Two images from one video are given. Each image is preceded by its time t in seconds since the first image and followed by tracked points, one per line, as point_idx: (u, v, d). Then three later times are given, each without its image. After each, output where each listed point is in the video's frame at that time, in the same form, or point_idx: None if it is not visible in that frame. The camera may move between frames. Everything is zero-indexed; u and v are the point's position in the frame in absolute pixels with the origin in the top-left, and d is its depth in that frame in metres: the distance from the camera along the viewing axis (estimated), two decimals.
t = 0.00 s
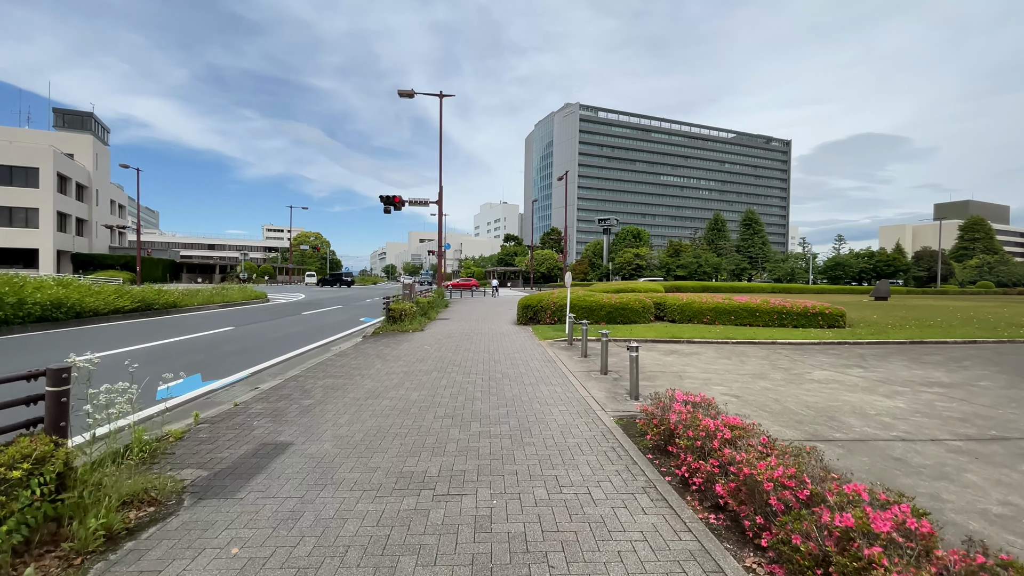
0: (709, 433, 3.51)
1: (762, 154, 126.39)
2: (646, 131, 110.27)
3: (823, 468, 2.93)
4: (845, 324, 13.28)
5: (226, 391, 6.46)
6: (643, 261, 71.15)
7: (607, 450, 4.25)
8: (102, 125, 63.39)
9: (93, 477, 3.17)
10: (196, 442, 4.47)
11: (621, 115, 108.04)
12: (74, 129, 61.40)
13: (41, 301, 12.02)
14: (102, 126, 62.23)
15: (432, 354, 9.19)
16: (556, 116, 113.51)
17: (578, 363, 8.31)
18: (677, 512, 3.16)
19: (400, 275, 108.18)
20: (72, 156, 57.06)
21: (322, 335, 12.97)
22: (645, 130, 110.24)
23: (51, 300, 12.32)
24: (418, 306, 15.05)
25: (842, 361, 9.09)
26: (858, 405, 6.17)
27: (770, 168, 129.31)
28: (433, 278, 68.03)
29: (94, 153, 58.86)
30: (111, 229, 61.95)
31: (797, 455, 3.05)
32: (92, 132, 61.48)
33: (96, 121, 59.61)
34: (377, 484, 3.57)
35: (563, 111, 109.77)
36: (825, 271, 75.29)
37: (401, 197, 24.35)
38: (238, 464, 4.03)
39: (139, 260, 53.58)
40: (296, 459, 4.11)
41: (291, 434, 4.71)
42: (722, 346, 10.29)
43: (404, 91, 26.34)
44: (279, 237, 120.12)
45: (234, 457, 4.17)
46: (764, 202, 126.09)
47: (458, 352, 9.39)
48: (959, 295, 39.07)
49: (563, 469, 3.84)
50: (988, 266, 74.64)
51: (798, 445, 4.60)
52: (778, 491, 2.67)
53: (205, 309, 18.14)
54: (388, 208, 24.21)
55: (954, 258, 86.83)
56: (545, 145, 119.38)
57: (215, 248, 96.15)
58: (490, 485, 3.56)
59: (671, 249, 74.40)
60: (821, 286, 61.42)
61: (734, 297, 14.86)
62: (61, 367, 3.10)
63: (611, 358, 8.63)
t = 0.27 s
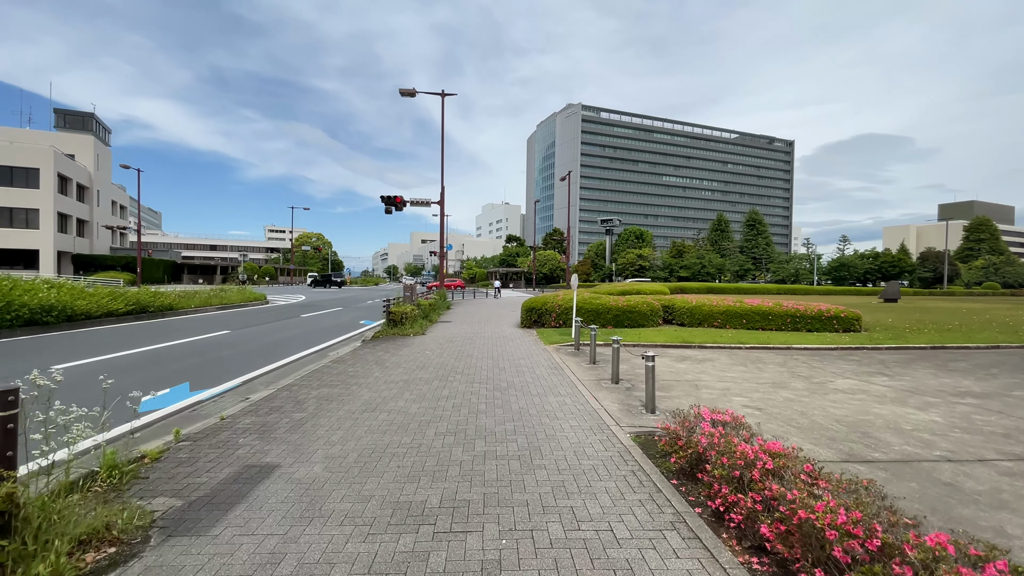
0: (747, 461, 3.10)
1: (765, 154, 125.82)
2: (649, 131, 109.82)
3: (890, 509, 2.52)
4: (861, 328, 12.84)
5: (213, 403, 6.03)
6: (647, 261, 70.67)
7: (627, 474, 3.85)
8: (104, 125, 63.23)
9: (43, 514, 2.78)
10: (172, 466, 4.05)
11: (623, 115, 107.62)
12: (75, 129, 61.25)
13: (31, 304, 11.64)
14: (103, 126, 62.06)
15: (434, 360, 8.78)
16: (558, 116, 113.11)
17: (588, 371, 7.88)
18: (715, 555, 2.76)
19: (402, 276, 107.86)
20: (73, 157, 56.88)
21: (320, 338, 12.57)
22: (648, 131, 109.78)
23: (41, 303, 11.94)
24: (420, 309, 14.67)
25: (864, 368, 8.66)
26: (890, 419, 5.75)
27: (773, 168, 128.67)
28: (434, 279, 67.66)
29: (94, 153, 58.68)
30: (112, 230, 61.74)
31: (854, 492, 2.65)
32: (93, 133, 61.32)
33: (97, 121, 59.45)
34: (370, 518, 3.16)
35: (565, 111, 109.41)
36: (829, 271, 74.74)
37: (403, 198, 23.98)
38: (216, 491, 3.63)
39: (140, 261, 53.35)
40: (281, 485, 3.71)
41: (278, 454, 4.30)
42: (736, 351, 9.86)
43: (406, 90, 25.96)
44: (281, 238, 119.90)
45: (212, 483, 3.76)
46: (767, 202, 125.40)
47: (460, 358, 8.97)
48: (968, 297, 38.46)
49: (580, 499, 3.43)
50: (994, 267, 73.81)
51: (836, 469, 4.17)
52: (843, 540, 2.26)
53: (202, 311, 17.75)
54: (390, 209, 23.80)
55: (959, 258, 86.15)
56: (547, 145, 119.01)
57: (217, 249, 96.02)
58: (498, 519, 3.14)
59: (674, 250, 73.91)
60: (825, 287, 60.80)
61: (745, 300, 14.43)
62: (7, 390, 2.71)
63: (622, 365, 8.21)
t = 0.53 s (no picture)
0: (799, 485, 2.69)
1: (767, 154, 125.32)
2: (651, 131, 109.43)
3: (983, 552, 2.11)
4: (877, 329, 12.38)
5: (198, 410, 5.62)
6: (649, 262, 70.19)
7: (653, 495, 3.43)
8: (104, 125, 63.08)
9: None
10: (145, 484, 3.65)
11: (625, 115, 107.23)
12: (75, 129, 61.10)
13: (18, 304, 11.23)
14: (103, 126, 61.86)
15: (435, 362, 8.35)
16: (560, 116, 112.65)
17: (598, 375, 7.45)
18: None
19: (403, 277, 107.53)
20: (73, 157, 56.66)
21: (318, 339, 12.17)
22: (650, 131, 109.38)
23: (30, 303, 11.53)
24: (420, 309, 14.26)
25: (888, 372, 8.23)
26: (928, 428, 5.35)
27: (775, 168, 128.15)
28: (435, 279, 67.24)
29: (94, 154, 58.47)
30: (113, 230, 61.53)
31: (937, 530, 2.23)
32: (93, 133, 61.12)
33: (97, 121, 59.24)
34: (360, 550, 2.74)
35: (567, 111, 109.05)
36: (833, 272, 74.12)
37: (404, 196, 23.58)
38: (190, 514, 3.22)
39: (140, 261, 53.09)
40: (264, 508, 3.28)
41: (264, 469, 3.89)
42: (751, 354, 9.44)
43: (407, 87, 25.57)
44: (282, 238, 119.58)
45: (188, 504, 3.34)
46: (769, 202, 124.84)
47: (463, 360, 8.55)
48: (975, 297, 37.94)
49: (603, 526, 3.01)
50: (998, 267, 73.12)
51: (884, 488, 3.75)
52: None
53: (199, 311, 17.36)
54: (390, 208, 23.42)
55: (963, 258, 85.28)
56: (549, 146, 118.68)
57: (218, 249, 95.85)
58: (509, 552, 2.71)
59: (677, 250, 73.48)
60: (829, 287, 60.28)
61: (756, 300, 13.98)
62: None
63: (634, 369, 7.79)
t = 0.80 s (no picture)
0: (863, 529, 2.28)
1: (769, 154, 124.80)
2: (653, 131, 108.98)
3: None
4: (894, 333, 11.93)
5: (180, 423, 5.22)
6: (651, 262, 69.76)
7: (680, 530, 3.01)
8: (104, 125, 62.87)
9: None
10: (108, 514, 3.25)
11: (627, 115, 106.85)
12: (75, 129, 60.91)
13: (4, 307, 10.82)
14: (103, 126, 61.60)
15: (435, 369, 7.94)
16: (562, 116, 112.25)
17: (607, 382, 7.05)
18: None
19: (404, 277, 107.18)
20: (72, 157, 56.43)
21: (314, 343, 11.77)
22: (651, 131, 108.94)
23: (16, 305, 11.13)
24: (420, 312, 13.84)
25: (912, 379, 7.82)
26: (970, 443, 4.94)
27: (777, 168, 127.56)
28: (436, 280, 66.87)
29: (94, 154, 58.19)
30: (112, 230, 61.26)
31: None
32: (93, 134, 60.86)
33: (97, 121, 58.98)
34: None
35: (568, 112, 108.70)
36: (836, 273, 73.46)
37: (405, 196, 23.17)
38: (153, 553, 2.81)
39: (139, 262, 52.78)
40: (236, 546, 2.87)
41: (242, 495, 3.49)
42: (766, 360, 9.02)
43: (407, 85, 25.17)
44: (283, 239, 119.34)
45: (153, 540, 2.94)
46: (771, 203, 124.26)
47: (464, 366, 8.15)
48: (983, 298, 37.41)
49: (627, 570, 2.59)
50: (1003, 268, 72.45)
51: (939, 518, 3.34)
52: None
53: (195, 314, 16.99)
54: (391, 208, 23.12)
55: (967, 258, 84.51)
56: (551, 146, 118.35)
57: (218, 250, 95.61)
58: None
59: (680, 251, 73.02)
60: (833, 288, 59.75)
61: (766, 302, 13.53)
62: None
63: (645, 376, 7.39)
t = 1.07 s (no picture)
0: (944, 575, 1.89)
1: (771, 154, 124.22)
2: (654, 131, 108.62)
3: None
4: (910, 333, 11.49)
5: (156, 432, 4.85)
6: (653, 262, 69.39)
7: (708, 565, 2.61)
8: (103, 125, 62.61)
9: None
10: (57, 541, 2.86)
11: (628, 115, 106.38)
12: (74, 128, 60.78)
13: None
14: (101, 125, 61.32)
15: (433, 371, 7.54)
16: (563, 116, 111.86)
17: (615, 387, 6.64)
18: None
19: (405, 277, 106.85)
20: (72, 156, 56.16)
21: (308, 344, 11.39)
22: (653, 131, 108.53)
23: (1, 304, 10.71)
24: (419, 311, 13.43)
25: (936, 384, 7.41)
26: (1013, 455, 4.54)
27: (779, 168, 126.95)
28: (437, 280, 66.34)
29: (93, 153, 57.89)
30: (112, 230, 60.96)
31: None
32: (92, 133, 60.62)
33: (96, 120, 58.71)
34: None
35: (569, 112, 108.32)
36: (839, 273, 72.76)
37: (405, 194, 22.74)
38: None
39: (138, 262, 52.47)
40: None
41: (211, 519, 3.09)
42: (780, 362, 8.61)
43: (407, 82, 24.71)
44: (283, 239, 119.03)
45: (101, 574, 2.54)
46: (773, 202, 123.67)
47: (463, 369, 7.75)
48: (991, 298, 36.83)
49: None
50: (1008, 268, 71.69)
51: (999, 544, 2.95)
52: None
53: (190, 314, 16.61)
54: (390, 207, 22.61)
55: (971, 258, 83.78)
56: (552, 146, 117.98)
57: (220, 250, 95.48)
58: None
59: (682, 251, 72.60)
60: (837, 288, 59.19)
61: (775, 302, 13.12)
62: None
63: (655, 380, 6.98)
